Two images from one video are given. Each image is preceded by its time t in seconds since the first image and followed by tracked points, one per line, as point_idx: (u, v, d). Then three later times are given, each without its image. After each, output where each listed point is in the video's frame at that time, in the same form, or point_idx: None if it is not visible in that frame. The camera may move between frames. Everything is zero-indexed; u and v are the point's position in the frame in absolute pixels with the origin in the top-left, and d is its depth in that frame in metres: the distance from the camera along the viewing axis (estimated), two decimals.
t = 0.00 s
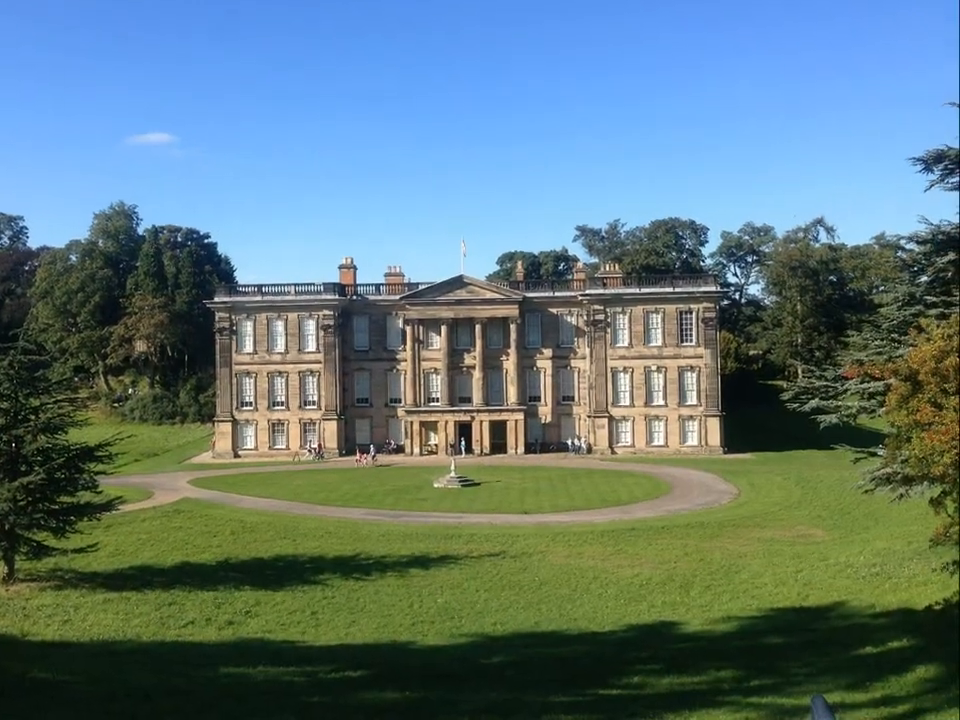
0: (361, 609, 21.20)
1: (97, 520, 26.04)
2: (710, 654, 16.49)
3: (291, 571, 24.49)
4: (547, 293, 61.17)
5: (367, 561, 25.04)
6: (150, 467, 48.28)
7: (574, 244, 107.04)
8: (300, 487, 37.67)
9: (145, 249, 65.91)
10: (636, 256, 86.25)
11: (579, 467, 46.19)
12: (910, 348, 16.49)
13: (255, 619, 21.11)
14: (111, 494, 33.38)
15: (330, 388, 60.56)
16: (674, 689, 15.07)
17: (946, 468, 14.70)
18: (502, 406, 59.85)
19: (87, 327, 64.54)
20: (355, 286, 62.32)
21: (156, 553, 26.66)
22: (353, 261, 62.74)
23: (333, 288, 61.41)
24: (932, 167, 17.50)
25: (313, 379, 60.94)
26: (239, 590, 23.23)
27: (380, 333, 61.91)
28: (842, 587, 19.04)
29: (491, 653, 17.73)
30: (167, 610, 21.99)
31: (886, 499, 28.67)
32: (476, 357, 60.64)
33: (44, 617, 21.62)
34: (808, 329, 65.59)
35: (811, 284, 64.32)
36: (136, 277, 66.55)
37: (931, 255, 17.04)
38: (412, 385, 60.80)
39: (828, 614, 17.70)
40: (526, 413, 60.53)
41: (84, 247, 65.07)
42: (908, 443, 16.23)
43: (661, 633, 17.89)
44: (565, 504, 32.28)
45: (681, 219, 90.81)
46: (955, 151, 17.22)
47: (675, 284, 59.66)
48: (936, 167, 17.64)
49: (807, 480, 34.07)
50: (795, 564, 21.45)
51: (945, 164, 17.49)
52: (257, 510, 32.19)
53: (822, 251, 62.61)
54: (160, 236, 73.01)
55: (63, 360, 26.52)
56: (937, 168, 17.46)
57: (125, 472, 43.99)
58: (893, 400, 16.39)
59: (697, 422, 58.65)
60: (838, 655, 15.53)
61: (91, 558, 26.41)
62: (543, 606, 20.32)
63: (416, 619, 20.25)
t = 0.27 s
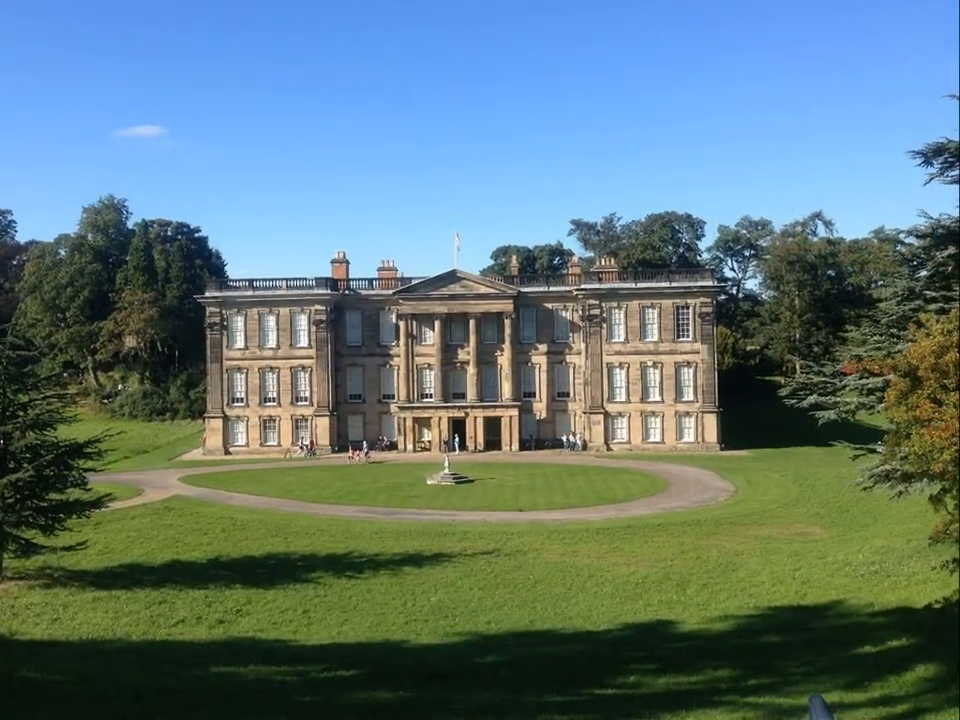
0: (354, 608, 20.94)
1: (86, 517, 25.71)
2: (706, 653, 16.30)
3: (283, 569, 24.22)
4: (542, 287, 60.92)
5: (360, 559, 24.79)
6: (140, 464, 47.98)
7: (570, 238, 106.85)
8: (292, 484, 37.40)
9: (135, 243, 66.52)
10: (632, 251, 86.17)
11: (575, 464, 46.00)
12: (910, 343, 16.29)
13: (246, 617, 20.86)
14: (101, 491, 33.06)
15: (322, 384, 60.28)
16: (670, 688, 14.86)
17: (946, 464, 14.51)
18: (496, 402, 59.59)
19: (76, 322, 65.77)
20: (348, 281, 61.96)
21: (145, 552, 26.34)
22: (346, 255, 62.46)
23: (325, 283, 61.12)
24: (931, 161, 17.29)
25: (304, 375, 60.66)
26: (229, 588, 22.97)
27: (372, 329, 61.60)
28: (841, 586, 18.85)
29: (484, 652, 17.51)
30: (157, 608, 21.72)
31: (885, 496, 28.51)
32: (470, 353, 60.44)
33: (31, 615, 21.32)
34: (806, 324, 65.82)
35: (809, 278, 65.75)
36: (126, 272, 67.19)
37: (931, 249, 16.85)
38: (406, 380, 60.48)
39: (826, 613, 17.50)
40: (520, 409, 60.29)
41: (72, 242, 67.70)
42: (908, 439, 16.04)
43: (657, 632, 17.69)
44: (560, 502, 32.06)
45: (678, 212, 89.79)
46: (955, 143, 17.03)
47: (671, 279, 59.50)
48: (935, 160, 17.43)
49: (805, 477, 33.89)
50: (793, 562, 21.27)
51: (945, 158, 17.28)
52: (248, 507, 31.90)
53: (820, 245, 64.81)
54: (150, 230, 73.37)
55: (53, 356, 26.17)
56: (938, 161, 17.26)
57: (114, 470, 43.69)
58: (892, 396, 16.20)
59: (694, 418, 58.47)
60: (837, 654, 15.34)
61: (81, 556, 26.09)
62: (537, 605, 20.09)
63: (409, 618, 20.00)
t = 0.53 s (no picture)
0: (347, 606, 20.69)
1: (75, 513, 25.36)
2: (703, 652, 16.08)
3: (274, 567, 23.97)
4: (537, 282, 60.66)
5: (352, 557, 24.54)
6: (130, 461, 47.70)
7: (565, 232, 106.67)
8: (284, 480, 37.13)
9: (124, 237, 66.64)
10: (628, 245, 86.05)
11: (570, 460, 45.83)
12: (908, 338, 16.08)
13: (237, 616, 20.59)
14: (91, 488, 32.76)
15: (314, 380, 59.98)
16: (666, 688, 14.64)
17: (946, 462, 14.31)
18: (490, 398, 59.32)
19: (65, 317, 66.06)
20: (340, 275, 61.65)
21: (135, 550, 26.03)
22: (338, 249, 62.13)
23: (317, 277, 60.83)
24: (931, 154, 17.07)
25: (296, 371, 60.34)
26: (220, 587, 22.71)
27: (365, 324, 61.26)
28: (839, 584, 18.68)
29: (476, 651, 17.29)
30: (147, 607, 21.44)
31: (884, 493, 28.36)
32: (463, 348, 60.18)
33: (19, 613, 21.02)
34: (805, 319, 65.43)
35: (808, 272, 65.79)
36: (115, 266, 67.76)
37: (931, 243, 16.62)
38: (399, 376, 60.18)
39: (824, 611, 17.33)
40: (515, 406, 60.04)
41: (61, 236, 68.65)
42: (907, 436, 15.84)
43: (654, 630, 17.48)
44: (555, 499, 31.84)
45: (674, 206, 89.62)
46: (955, 136, 16.80)
47: (668, 273, 59.28)
48: (935, 153, 17.21)
49: (803, 474, 33.75)
50: (790, 560, 21.09)
51: (945, 151, 17.06)
52: (239, 505, 31.65)
53: (818, 239, 64.82)
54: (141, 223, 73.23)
55: (40, 351, 25.81)
56: (938, 155, 17.00)
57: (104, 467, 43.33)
58: (891, 392, 15.98)
59: (690, 414, 58.28)
60: (834, 653, 15.15)
61: (70, 554, 25.78)
62: (533, 603, 19.86)
63: (401, 617, 19.75)
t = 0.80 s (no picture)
0: (339, 605, 20.44)
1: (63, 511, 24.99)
2: (700, 651, 15.87)
3: (266, 565, 23.71)
4: (532, 276, 60.40)
5: (345, 555, 24.29)
6: (119, 457, 47.37)
7: (561, 226, 106.49)
8: (275, 477, 36.87)
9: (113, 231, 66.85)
10: (624, 238, 85.94)
11: (565, 457, 45.63)
12: (907, 333, 15.88)
13: (227, 615, 20.33)
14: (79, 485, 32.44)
15: (306, 376, 59.63)
16: (663, 688, 14.42)
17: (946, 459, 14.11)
18: (484, 394, 59.04)
19: (54, 311, 65.85)
20: (332, 270, 61.33)
21: (124, 548, 25.70)
22: (330, 244, 61.81)
23: (308, 272, 60.46)
24: (930, 146, 16.86)
25: (288, 366, 60.01)
26: (211, 585, 22.45)
27: (358, 319, 60.93)
28: (837, 582, 18.50)
29: (470, 650, 17.06)
30: (136, 605, 21.16)
31: (882, 490, 28.22)
32: (457, 344, 59.91)
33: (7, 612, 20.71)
34: (803, 313, 65.79)
35: (805, 267, 65.29)
36: (105, 260, 68.14)
37: (931, 236, 16.44)
38: (392, 372, 59.90)
39: (822, 610, 17.14)
40: (509, 402, 59.81)
41: (51, 228, 68.41)
42: (907, 432, 15.64)
43: (650, 629, 17.27)
44: (550, 496, 31.63)
45: (670, 200, 89.38)
46: (955, 129, 16.59)
47: (664, 268, 59.09)
48: (934, 145, 17.00)
49: (801, 471, 33.61)
50: (788, 558, 20.90)
51: (945, 143, 16.84)
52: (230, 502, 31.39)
53: (818, 232, 63.94)
54: (131, 217, 73.23)
55: (28, 346, 25.43)
56: (938, 148, 16.80)
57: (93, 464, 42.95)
58: (889, 387, 15.79)
59: (687, 411, 58.17)
60: (832, 653, 14.96)
61: (58, 552, 25.47)
62: (528, 602, 19.63)
63: (394, 615, 19.50)
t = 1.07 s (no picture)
0: (330, 603, 20.20)
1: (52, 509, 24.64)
2: (696, 651, 15.68)
3: (256, 563, 23.46)
4: (526, 271, 60.13)
5: (336, 553, 24.02)
6: (108, 454, 46.97)
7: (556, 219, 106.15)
8: (266, 474, 36.59)
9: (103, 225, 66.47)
10: (619, 231, 85.68)
11: (561, 454, 45.37)
12: (906, 328, 15.70)
13: (218, 613, 20.07)
14: (68, 482, 32.13)
15: (297, 372, 59.30)
16: (659, 687, 14.21)
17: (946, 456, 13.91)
18: (478, 390, 58.79)
19: (42, 307, 65.46)
20: (324, 264, 60.97)
21: (112, 546, 25.37)
22: (322, 238, 61.41)
23: (300, 266, 60.07)
24: (930, 139, 16.65)
25: (279, 362, 59.64)
26: (201, 583, 22.19)
27: (350, 313, 60.58)
28: (837, 581, 18.33)
29: (463, 649, 16.83)
30: (126, 604, 20.89)
31: (881, 487, 28.03)
32: (451, 339, 59.63)
33: None
34: (801, 309, 65.04)
35: (803, 261, 65.72)
36: (94, 255, 68.04)
37: (929, 230, 16.24)
38: (384, 368, 59.59)
39: (820, 609, 16.96)
40: (503, 398, 59.57)
41: (39, 222, 68.38)
42: (906, 428, 15.43)
43: (646, 628, 17.06)
44: (545, 493, 31.40)
45: (666, 192, 88.86)
46: (954, 121, 16.37)
47: (660, 262, 58.85)
48: (934, 138, 16.79)
49: (799, 467, 33.44)
50: (786, 555, 20.73)
51: (944, 136, 16.62)
52: (220, 499, 31.10)
53: (815, 226, 65.01)
54: (120, 210, 72.83)
55: (16, 341, 25.10)
56: (937, 141, 16.58)
57: (83, 461, 42.61)
58: (889, 383, 15.60)
59: (683, 407, 58.03)
60: (830, 652, 14.77)
61: (47, 550, 25.15)
62: (521, 601, 19.40)
63: (387, 614, 19.25)
